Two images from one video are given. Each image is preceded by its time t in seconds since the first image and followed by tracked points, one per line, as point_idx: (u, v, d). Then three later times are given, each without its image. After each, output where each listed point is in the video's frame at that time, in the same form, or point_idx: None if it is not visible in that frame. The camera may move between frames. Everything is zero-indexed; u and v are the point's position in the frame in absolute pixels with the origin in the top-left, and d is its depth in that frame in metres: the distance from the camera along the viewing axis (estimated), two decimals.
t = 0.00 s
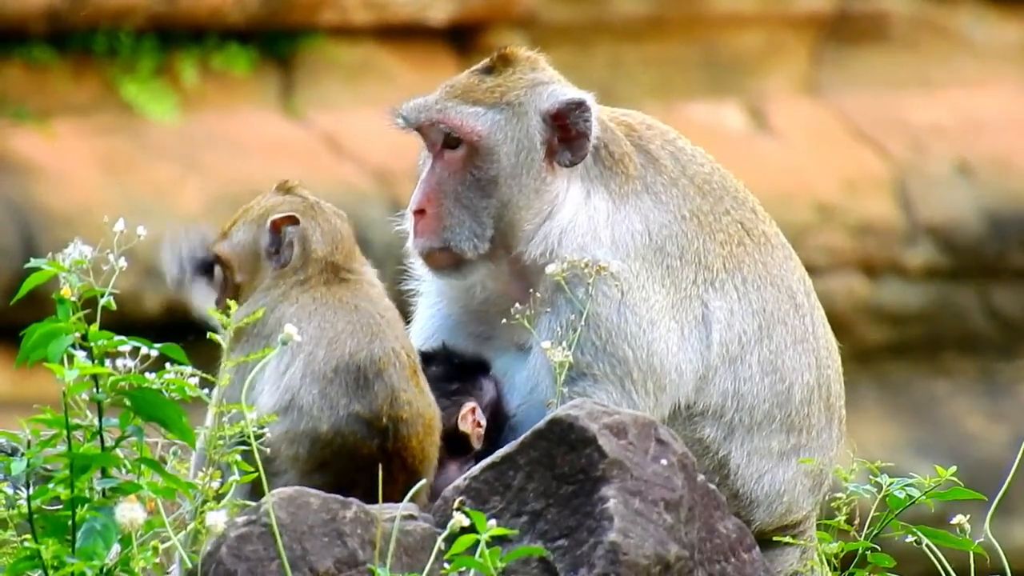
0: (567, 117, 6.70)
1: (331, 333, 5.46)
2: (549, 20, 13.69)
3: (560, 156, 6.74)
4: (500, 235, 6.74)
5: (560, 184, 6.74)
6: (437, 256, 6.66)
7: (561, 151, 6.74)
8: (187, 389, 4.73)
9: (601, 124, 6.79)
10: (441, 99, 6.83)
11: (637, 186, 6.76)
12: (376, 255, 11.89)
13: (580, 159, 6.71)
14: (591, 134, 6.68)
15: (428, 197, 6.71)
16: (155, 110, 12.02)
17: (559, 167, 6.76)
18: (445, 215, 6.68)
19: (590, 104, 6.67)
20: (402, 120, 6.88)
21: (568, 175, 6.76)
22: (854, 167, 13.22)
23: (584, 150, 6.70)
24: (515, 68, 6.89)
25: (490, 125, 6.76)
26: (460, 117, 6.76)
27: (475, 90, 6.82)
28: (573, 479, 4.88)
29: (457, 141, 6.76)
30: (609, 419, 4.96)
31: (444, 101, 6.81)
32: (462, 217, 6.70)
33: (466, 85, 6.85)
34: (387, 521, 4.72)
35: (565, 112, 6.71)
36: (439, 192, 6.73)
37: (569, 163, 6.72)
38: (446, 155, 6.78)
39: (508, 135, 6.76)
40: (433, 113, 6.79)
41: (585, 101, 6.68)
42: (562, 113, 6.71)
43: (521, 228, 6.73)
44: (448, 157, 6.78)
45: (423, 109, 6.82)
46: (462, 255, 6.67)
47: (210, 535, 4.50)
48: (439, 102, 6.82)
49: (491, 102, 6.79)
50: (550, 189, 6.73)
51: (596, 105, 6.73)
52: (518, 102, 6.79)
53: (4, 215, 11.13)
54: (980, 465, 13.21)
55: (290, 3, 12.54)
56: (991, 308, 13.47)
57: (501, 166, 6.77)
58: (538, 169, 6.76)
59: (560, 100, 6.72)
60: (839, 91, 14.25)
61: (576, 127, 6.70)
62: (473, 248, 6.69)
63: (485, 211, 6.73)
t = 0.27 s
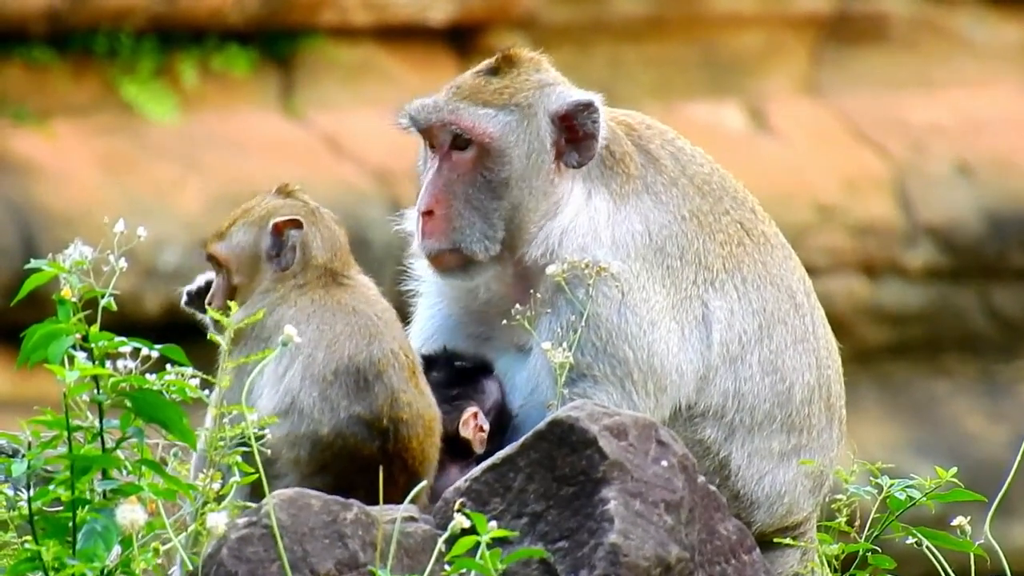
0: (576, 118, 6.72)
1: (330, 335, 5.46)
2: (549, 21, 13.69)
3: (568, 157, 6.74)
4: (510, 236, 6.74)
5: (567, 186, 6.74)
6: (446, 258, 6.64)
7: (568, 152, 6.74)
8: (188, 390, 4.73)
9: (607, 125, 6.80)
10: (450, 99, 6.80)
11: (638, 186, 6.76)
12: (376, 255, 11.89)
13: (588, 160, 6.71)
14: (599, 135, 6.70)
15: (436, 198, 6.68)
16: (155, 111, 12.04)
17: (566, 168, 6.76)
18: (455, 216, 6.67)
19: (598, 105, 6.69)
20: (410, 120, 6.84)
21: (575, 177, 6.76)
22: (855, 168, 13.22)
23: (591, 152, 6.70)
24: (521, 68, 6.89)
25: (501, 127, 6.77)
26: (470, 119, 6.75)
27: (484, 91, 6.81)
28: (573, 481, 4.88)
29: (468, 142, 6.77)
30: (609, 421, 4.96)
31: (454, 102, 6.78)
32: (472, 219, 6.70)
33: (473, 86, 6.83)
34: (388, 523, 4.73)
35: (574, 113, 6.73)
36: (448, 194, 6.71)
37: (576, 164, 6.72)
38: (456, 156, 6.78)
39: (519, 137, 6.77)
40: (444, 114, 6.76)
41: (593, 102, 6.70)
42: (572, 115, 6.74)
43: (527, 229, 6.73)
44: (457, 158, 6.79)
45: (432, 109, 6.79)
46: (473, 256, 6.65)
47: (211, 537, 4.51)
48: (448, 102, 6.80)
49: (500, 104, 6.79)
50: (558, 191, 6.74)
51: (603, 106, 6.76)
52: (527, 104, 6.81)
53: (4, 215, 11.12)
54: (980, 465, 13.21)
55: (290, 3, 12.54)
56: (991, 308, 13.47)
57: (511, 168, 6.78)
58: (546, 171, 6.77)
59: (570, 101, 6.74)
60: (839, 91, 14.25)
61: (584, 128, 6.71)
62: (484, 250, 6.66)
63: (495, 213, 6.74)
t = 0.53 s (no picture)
0: (575, 119, 6.72)
1: (327, 334, 5.47)
2: (546, 21, 13.70)
3: (567, 159, 6.75)
4: (510, 238, 6.74)
5: (566, 188, 6.75)
6: (446, 259, 6.66)
7: (567, 153, 6.75)
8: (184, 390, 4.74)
9: (607, 127, 6.81)
10: (451, 100, 6.80)
11: (634, 187, 6.77)
12: (372, 256, 11.91)
13: (587, 161, 6.73)
14: (598, 137, 6.70)
15: (436, 199, 6.69)
16: (152, 112, 12.04)
17: (564, 170, 6.77)
18: (455, 217, 6.68)
19: (598, 106, 6.70)
20: (410, 121, 6.84)
21: (573, 178, 6.77)
22: (851, 168, 13.23)
23: (591, 153, 6.72)
24: (520, 69, 6.89)
25: (503, 129, 6.77)
26: (473, 120, 6.76)
27: (484, 92, 6.81)
28: (568, 481, 4.89)
29: (468, 144, 6.77)
30: (604, 421, 4.96)
31: (455, 103, 6.78)
32: (473, 220, 6.70)
33: (472, 87, 6.83)
34: (383, 523, 4.74)
35: (573, 115, 6.73)
36: (448, 196, 6.72)
37: (576, 166, 6.73)
38: (456, 158, 6.78)
39: (520, 138, 6.78)
40: (445, 115, 6.77)
41: (593, 104, 6.71)
42: (572, 117, 6.74)
43: (525, 230, 6.74)
44: (457, 159, 6.79)
45: (434, 110, 6.79)
46: (472, 257, 6.66)
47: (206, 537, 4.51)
48: (449, 103, 6.79)
49: (501, 106, 6.79)
50: (556, 193, 6.74)
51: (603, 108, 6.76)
52: (528, 105, 6.81)
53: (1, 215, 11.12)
54: (977, 465, 13.22)
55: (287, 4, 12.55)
56: (987, 308, 13.48)
57: (511, 169, 6.78)
58: (546, 173, 6.77)
59: (569, 103, 6.74)
60: (836, 92, 14.26)
61: (584, 130, 6.72)
62: (484, 250, 6.67)
63: (496, 214, 6.73)
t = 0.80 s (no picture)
0: (578, 119, 6.72)
1: (323, 335, 5.47)
2: (546, 22, 13.71)
3: (570, 159, 6.75)
4: (513, 238, 6.73)
5: (570, 189, 6.75)
6: (449, 258, 6.65)
7: (570, 153, 6.75)
8: (185, 391, 4.74)
9: (610, 128, 6.81)
10: (455, 100, 6.80)
11: (636, 188, 6.77)
12: (373, 256, 11.91)
13: (590, 161, 6.72)
14: (601, 137, 6.70)
15: (439, 198, 6.69)
16: (152, 111, 12.06)
17: (567, 170, 6.76)
18: (458, 217, 6.68)
19: (601, 107, 6.70)
20: (414, 119, 6.85)
21: (576, 178, 6.77)
22: (851, 168, 13.24)
23: (594, 153, 6.71)
24: (524, 69, 6.89)
25: (507, 129, 6.77)
26: (477, 120, 6.76)
27: (488, 91, 6.81)
28: (570, 481, 4.89)
29: (472, 143, 6.77)
30: (606, 421, 4.96)
31: (459, 102, 6.79)
32: (476, 220, 6.70)
33: (476, 87, 6.83)
34: (383, 523, 4.75)
35: (577, 115, 6.73)
36: (451, 196, 6.72)
37: (578, 166, 6.72)
38: (459, 157, 6.78)
39: (524, 138, 6.78)
40: (449, 114, 6.77)
41: (596, 104, 6.71)
42: (575, 117, 6.74)
43: (528, 231, 6.73)
44: (460, 159, 6.79)
45: (438, 109, 6.80)
46: (475, 257, 6.65)
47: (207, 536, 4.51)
48: (453, 102, 6.80)
49: (505, 105, 6.79)
50: (559, 194, 6.74)
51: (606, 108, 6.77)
52: (531, 105, 6.81)
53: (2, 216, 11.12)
54: (978, 466, 13.21)
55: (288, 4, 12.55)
56: (988, 308, 13.48)
57: (515, 169, 6.78)
58: (550, 173, 6.76)
59: (573, 103, 6.74)
60: (837, 92, 14.26)
61: (587, 130, 6.72)
62: (487, 250, 6.67)
63: (499, 214, 6.73)
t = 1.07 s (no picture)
0: (584, 121, 6.72)
1: (326, 339, 5.45)
2: (550, 22, 13.71)
3: (576, 160, 6.74)
4: (519, 239, 6.73)
5: (577, 189, 6.73)
6: (455, 259, 6.67)
7: (576, 154, 6.74)
8: (190, 391, 4.74)
9: (616, 129, 6.80)
10: (461, 99, 6.80)
11: (642, 188, 6.76)
12: (379, 257, 11.92)
13: (596, 163, 6.72)
14: (607, 138, 6.70)
15: (445, 199, 6.71)
16: (156, 112, 12.04)
17: (573, 171, 6.75)
18: (464, 217, 6.70)
19: (607, 108, 6.70)
20: (419, 118, 6.86)
21: (582, 178, 6.75)
22: (855, 168, 13.23)
23: (600, 155, 6.71)
24: (530, 69, 6.88)
25: (513, 130, 6.76)
26: (483, 120, 6.76)
27: (495, 91, 6.80)
28: (575, 481, 4.88)
29: (478, 144, 6.77)
30: (611, 422, 4.95)
31: (466, 102, 6.78)
32: (482, 221, 6.71)
33: (482, 87, 6.82)
34: (390, 524, 4.73)
35: (583, 116, 6.73)
36: (458, 196, 6.74)
37: (584, 167, 6.72)
38: (466, 158, 6.79)
39: (531, 139, 6.77)
40: (456, 114, 6.77)
41: (602, 105, 6.71)
42: (581, 118, 6.74)
43: (533, 232, 6.73)
44: (467, 159, 6.79)
45: (445, 109, 6.80)
46: (482, 258, 6.67)
47: (213, 538, 4.50)
48: (459, 102, 6.80)
49: (511, 106, 6.78)
50: (565, 195, 6.73)
51: (612, 109, 6.76)
52: (538, 106, 6.80)
53: (6, 216, 11.11)
54: (983, 466, 13.20)
55: (292, 4, 12.55)
56: (992, 308, 13.47)
57: (521, 170, 6.77)
58: (556, 174, 6.76)
59: (579, 104, 6.74)
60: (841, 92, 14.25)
61: (593, 131, 6.71)
62: (493, 251, 6.67)
63: (506, 215, 6.73)
